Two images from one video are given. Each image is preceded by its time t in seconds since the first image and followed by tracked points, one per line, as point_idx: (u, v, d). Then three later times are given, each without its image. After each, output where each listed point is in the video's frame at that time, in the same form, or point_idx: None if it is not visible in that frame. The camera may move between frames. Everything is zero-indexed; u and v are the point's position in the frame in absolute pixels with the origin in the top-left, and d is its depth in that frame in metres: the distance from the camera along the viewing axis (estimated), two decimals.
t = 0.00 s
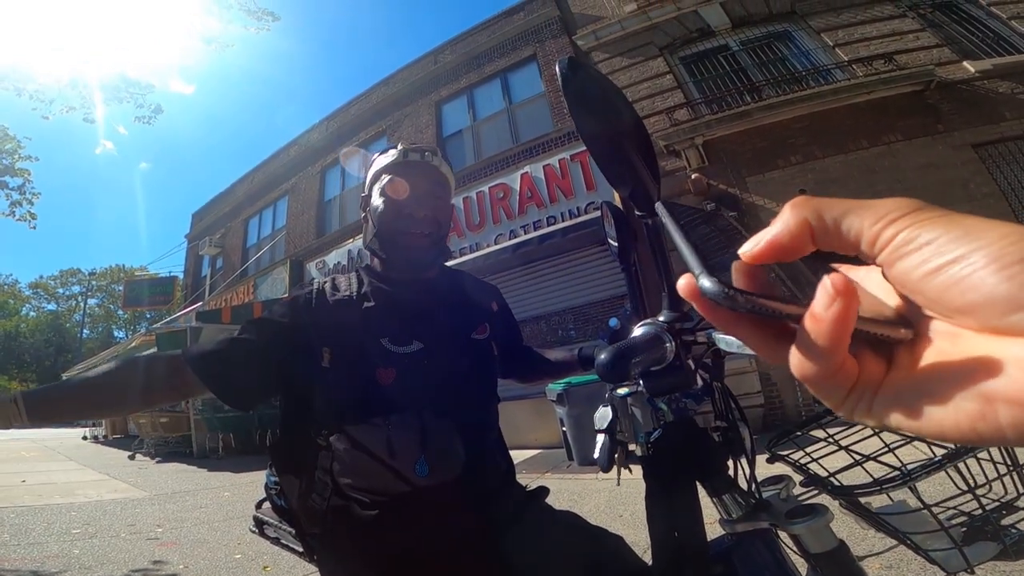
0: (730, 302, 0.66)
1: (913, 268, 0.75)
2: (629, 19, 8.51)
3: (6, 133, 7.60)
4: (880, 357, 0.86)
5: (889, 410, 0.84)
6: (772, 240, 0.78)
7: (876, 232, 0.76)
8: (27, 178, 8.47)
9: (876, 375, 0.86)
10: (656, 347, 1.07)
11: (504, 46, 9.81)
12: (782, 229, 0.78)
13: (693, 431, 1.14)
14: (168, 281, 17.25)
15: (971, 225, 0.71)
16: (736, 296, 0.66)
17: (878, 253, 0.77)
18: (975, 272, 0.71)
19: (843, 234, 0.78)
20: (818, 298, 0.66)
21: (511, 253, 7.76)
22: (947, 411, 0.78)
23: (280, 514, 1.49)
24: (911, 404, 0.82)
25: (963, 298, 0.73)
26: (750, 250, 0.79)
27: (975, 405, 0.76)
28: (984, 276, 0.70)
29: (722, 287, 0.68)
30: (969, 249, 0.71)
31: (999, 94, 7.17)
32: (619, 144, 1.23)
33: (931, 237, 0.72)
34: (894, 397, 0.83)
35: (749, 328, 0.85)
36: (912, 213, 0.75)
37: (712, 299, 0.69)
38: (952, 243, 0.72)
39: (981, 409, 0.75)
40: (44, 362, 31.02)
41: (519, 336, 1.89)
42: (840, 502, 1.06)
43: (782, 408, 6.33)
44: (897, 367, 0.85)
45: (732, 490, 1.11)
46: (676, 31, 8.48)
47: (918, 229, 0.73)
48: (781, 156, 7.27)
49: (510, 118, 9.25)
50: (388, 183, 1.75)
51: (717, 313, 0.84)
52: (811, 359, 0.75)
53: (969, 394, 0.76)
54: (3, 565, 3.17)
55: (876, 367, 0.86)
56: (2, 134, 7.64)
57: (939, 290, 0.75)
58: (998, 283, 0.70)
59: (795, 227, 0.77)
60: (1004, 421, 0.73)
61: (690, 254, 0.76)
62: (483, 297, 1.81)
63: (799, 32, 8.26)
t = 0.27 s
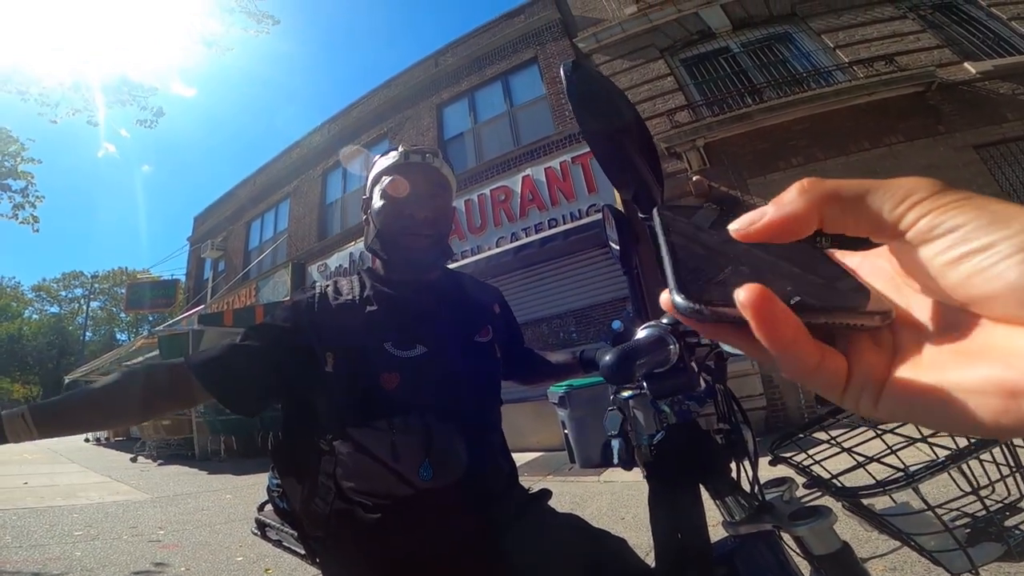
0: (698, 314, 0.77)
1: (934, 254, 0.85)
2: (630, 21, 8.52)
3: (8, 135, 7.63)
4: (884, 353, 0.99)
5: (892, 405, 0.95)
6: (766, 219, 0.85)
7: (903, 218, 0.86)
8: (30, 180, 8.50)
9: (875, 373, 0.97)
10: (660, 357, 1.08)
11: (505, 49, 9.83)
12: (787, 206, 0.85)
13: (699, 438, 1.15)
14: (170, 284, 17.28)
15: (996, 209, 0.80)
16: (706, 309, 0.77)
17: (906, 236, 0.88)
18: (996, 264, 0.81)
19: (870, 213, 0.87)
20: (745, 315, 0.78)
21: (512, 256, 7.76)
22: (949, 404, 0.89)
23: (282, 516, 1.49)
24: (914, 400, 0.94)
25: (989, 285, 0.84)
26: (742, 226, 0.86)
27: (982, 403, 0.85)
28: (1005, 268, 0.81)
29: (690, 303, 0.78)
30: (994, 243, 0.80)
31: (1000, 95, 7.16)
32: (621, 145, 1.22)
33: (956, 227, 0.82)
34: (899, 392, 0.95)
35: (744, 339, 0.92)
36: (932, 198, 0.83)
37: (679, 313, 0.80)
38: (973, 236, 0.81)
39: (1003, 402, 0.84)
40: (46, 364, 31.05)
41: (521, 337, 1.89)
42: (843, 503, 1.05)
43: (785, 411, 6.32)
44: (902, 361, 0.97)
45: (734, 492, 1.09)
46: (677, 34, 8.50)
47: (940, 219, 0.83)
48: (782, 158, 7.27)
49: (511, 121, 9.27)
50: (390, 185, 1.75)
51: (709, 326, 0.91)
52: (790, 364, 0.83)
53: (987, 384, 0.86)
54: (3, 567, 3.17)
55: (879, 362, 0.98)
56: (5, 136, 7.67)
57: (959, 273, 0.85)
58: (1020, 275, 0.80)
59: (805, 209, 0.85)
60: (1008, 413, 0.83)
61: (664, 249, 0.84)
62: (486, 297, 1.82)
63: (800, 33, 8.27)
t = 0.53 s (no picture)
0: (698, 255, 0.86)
1: (894, 220, 0.81)
2: (630, 22, 8.52)
3: (10, 138, 7.64)
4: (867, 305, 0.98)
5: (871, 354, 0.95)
6: (731, 191, 0.87)
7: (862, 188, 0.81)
8: (32, 183, 8.51)
9: (859, 320, 0.98)
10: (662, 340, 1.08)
11: (505, 50, 9.84)
12: (749, 180, 0.85)
13: (704, 435, 1.13)
14: (172, 286, 17.32)
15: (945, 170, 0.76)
16: (705, 251, 0.85)
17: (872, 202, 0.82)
18: (953, 222, 0.76)
19: (831, 186, 0.83)
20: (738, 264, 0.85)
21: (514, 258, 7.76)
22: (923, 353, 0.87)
23: (284, 518, 1.48)
24: (888, 351, 0.94)
25: (942, 247, 0.79)
26: (708, 194, 0.89)
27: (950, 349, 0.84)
28: (960, 225, 0.76)
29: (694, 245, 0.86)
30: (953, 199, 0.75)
31: (1002, 95, 7.15)
32: (626, 144, 1.21)
33: (915, 191, 0.78)
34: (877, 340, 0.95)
35: (743, 296, 1.03)
36: (886, 168, 0.80)
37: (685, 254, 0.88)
38: (929, 195, 0.77)
39: (963, 350, 0.82)
40: (48, 367, 31.08)
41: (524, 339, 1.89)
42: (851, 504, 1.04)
43: (787, 411, 6.30)
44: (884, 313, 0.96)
45: (741, 493, 1.09)
46: (677, 34, 8.50)
47: (899, 185, 0.78)
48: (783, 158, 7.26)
49: (512, 122, 9.28)
50: (393, 186, 1.75)
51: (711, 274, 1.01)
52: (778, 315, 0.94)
53: (948, 337, 0.84)
54: (7, 569, 3.17)
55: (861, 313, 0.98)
56: (7, 139, 7.69)
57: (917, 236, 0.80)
58: (974, 230, 0.75)
59: (770, 184, 0.84)
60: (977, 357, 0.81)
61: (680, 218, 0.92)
62: (488, 299, 1.81)
63: (800, 34, 8.27)
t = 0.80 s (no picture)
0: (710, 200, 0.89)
1: (881, 172, 0.88)
2: (630, 23, 8.54)
3: (12, 139, 7.67)
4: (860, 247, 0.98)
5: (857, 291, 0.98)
6: (734, 146, 0.92)
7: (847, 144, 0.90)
8: (34, 184, 8.54)
9: (856, 261, 0.99)
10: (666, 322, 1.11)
11: (506, 52, 9.85)
12: (754, 136, 0.91)
13: (702, 435, 1.13)
14: (174, 288, 17.36)
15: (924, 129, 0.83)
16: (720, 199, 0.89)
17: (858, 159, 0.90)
18: (928, 176, 0.83)
19: (823, 142, 0.92)
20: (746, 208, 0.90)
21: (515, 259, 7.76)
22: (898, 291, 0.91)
23: (286, 519, 1.48)
24: (876, 283, 0.95)
25: (923, 193, 0.84)
26: (716, 151, 0.93)
27: (923, 289, 0.88)
28: (934, 178, 0.82)
29: (706, 188, 0.90)
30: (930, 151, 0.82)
31: (1003, 94, 7.13)
32: (625, 146, 1.21)
33: (896, 146, 0.85)
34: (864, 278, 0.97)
35: (750, 241, 1.07)
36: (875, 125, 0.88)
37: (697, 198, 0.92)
38: (909, 151, 0.84)
39: (934, 292, 0.87)
40: (51, 368, 31.11)
41: (525, 340, 1.90)
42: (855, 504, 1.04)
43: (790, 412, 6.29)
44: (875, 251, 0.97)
45: (743, 494, 1.09)
46: (678, 35, 8.51)
47: (882, 142, 0.86)
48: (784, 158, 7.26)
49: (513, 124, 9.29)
50: (396, 188, 1.76)
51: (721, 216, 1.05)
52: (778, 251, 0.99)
53: (922, 279, 0.88)
54: (9, 571, 3.17)
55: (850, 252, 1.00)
56: (10, 140, 7.71)
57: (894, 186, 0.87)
58: (945, 182, 0.82)
59: (771, 137, 0.91)
60: (947, 297, 0.85)
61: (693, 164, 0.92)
62: (488, 301, 1.82)
63: (801, 34, 8.27)
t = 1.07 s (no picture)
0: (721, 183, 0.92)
1: (884, 148, 0.86)
2: (631, 24, 8.54)
3: (15, 141, 7.69)
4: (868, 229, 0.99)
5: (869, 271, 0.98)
6: (751, 120, 0.91)
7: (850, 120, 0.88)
8: (37, 186, 8.56)
9: (865, 241, 1.00)
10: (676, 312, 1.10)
11: (507, 53, 9.86)
12: (766, 111, 0.91)
13: (702, 438, 1.13)
14: (177, 290, 17.40)
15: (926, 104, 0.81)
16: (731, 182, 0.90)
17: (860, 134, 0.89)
18: (929, 152, 0.83)
19: (824, 116, 0.89)
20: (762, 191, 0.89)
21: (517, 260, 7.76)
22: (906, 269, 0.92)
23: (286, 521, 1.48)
24: (887, 263, 0.96)
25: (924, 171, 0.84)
26: (733, 126, 0.92)
27: (933, 265, 0.88)
28: (935, 155, 0.82)
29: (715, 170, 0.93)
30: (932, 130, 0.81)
31: (1005, 94, 7.11)
32: (625, 146, 1.21)
33: (898, 123, 0.84)
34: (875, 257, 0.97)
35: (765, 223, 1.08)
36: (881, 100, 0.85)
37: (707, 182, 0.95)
38: (912, 127, 0.83)
39: (940, 267, 0.88)
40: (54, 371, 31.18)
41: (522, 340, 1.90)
42: (857, 506, 1.04)
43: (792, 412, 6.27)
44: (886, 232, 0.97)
45: (745, 497, 1.08)
46: (679, 35, 8.51)
47: (885, 118, 0.84)
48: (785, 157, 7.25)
49: (514, 125, 9.30)
50: (389, 190, 1.74)
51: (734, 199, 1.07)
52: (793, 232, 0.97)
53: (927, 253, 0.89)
54: (12, 572, 3.18)
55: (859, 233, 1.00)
56: (12, 142, 7.73)
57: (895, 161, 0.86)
58: (945, 160, 0.82)
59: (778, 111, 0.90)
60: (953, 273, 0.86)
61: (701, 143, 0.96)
62: (482, 302, 1.81)
63: (802, 34, 8.26)
